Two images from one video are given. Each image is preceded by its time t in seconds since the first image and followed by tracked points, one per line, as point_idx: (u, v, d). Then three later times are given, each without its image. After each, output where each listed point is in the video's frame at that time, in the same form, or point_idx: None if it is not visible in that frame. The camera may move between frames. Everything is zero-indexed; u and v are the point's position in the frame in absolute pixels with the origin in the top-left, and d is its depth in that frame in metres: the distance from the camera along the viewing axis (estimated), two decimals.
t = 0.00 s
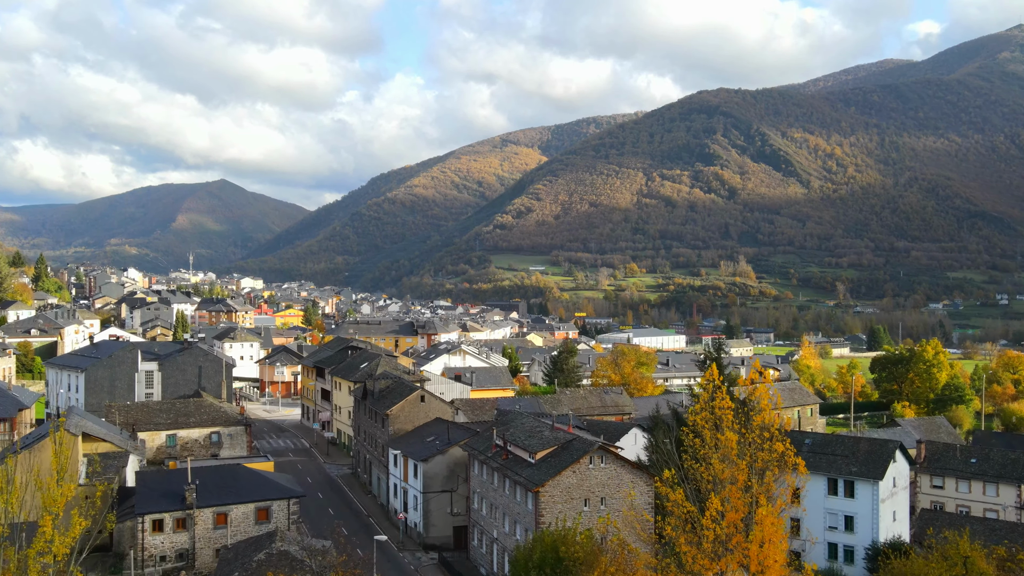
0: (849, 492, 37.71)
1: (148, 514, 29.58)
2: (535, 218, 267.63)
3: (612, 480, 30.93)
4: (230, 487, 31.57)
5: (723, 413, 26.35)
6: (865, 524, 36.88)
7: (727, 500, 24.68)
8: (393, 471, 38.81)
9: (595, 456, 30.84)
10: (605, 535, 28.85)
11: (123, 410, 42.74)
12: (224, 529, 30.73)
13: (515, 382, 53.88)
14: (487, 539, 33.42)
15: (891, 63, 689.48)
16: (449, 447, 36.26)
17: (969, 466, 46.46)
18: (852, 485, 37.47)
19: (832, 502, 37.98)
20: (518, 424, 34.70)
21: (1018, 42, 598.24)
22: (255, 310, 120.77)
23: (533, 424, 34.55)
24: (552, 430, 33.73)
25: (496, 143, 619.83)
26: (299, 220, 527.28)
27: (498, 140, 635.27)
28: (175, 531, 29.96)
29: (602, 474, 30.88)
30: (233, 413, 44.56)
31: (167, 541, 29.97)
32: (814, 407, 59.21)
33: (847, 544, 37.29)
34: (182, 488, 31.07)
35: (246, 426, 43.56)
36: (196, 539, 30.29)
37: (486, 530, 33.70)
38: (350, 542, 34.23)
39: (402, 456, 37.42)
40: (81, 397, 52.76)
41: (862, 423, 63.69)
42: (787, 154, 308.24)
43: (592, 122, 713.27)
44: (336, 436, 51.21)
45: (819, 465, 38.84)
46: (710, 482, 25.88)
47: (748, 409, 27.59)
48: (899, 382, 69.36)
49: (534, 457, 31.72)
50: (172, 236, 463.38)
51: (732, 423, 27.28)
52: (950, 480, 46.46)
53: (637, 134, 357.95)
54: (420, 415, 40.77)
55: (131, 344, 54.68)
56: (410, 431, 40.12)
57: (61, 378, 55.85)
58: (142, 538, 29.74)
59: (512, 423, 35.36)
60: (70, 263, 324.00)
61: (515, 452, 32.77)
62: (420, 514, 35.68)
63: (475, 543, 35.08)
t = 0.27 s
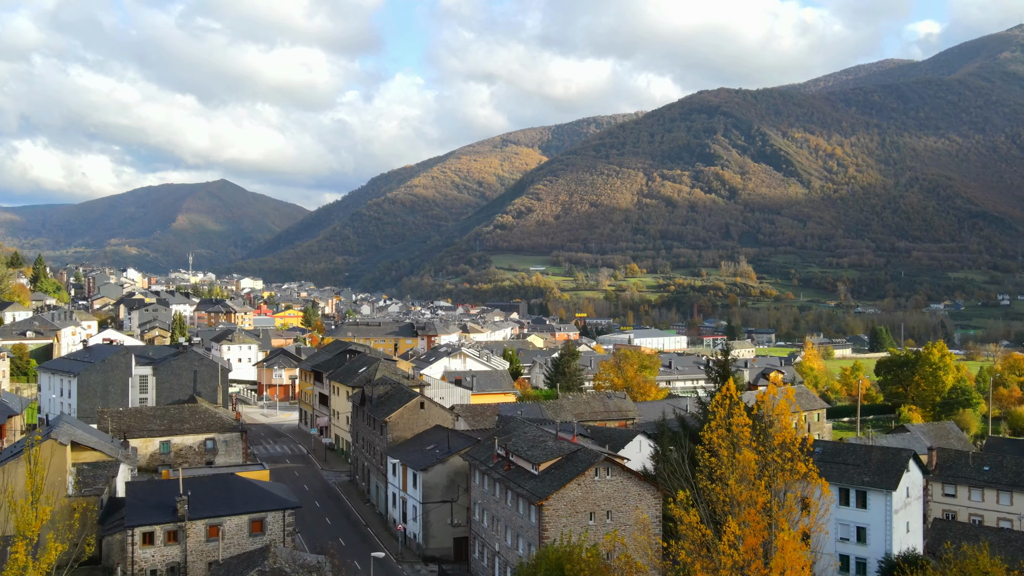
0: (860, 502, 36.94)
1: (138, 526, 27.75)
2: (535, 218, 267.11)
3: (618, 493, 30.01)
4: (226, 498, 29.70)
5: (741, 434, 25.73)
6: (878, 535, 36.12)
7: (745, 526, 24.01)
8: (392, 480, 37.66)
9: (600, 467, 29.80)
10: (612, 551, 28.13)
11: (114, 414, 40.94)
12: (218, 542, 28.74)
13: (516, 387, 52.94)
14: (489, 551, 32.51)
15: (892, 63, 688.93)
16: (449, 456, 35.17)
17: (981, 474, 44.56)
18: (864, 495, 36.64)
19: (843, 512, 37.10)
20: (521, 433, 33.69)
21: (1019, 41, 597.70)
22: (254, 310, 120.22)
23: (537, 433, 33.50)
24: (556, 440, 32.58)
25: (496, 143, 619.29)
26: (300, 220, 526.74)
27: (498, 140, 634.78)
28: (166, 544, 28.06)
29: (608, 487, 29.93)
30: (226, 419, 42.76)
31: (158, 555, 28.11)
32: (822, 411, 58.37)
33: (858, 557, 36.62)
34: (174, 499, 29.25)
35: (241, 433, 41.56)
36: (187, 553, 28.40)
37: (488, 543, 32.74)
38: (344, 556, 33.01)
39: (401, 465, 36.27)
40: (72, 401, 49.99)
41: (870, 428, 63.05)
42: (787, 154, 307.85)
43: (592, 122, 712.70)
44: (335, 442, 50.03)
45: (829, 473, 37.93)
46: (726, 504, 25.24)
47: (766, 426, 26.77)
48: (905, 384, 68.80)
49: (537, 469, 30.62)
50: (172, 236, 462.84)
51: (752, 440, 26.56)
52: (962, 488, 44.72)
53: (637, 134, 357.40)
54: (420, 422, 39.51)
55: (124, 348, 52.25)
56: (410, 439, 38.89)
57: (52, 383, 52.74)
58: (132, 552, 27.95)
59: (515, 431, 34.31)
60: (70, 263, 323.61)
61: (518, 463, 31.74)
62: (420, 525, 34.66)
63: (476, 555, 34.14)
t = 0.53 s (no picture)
0: (873, 513, 35.80)
1: (128, 539, 26.81)
2: (536, 218, 266.58)
3: (625, 507, 29.01)
4: (219, 510, 28.75)
5: (763, 457, 23.00)
6: (892, 548, 34.93)
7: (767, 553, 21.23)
8: (390, 490, 36.56)
9: (606, 481, 28.90)
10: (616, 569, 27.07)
11: (107, 420, 40.16)
12: (210, 556, 27.75)
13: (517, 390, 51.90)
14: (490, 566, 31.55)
15: (893, 63, 688.44)
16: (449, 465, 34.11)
17: (994, 483, 42.83)
18: (877, 506, 35.54)
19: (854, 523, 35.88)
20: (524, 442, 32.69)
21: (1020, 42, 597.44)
22: (253, 311, 119.90)
23: (539, 444, 32.41)
24: (560, 451, 31.54)
25: (496, 143, 618.94)
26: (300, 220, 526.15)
27: (498, 140, 634.46)
28: (156, 559, 27.03)
29: (615, 501, 28.98)
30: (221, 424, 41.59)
31: (148, 569, 27.10)
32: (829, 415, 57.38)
33: (871, 569, 35.50)
34: (165, 511, 28.32)
35: (238, 440, 40.65)
36: (179, 567, 27.39)
37: (490, 557, 31.77)
38: (339, 571, 31.90)
39: (400, 474, 35.20)
40: (65, 407, 48.68)
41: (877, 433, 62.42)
42: (788, 155, 307.51)
43: (593, 122, 712.28)
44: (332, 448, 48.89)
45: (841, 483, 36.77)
46: (748, 533, 22.53)
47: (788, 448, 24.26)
48: (911, 388, 68.07)
49: (540, 482, 29.68)
50: (172, 236, 462.38)
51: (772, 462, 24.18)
52: (975, 497, 42.94)
53: (638, 134, 356.83)
54: (419, 430, 38.23)
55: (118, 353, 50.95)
56: (409, 447, 37.60)
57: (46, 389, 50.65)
58: (121, 565, 26.96)
59: (516, 441, 33.14)
60: (71, 263, 323.57)
61: (521, 474, 30.78)
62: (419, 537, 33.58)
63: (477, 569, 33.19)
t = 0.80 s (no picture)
0: (889, 525, 34.67)
1: (117, 555, 25.95)
2: (536, 219, 266.17)
3: (633, 522, 27.39)
4: (210, 526, 27.90)
5: (786, 478, 22.48)
6: (906, 561, 33.72)
7: None
8: (390, 502, 35.32)
9: (614, 495, 27.31)
10: None
11: (99, 427, 38.92)
12: (201, 571, 27.17)
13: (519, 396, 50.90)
14: None
15: (894, 62, 687.37)
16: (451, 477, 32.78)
17: (1009, 491, 42.14)
18: (890, 516, 34.38)
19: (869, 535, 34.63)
20: (527, 453, 31.14)
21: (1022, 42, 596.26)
22: (253, 312, 119.78)
23: (543, 454, 30.91)
24: (565, 461, 29.89)
25: (496, 143, 618.47)
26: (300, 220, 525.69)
27: (499, 141, 634.07)
28: (145, 575, 26.26)
29: (623, 516, 27.43)
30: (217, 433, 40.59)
31: None
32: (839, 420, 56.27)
33: None
34: (157, 524, 27.49)
35: (233, 447, 39.44)
36: None
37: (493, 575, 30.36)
38: None
39: (400, 485, 33.91)
40: (58, 413, 47.59)
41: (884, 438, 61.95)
42: (789, 154, 307.40)
43: (594, 122, 711.55)
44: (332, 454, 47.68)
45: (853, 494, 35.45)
46: (770, 559, 21.94)
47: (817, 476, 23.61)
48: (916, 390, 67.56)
49: (545, 495, 28.07)
50: (172, 236, 461.89)
51: (797, 485, 23.51)
52: (988, 506, 42.29)
53: (639, 134, 356.52)
54: (419, 438, 37.01)
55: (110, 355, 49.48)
56: (408, 457, 36.39)
57: (41, 394, 49.10)
58: None
59: (519, 451, 31.87)
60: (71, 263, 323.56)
61: (524, 488, 29.21)
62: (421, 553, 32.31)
63: None
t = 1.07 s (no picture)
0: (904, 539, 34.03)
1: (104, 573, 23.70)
2: (537, 219, 265.73)
3: (641, 539, 25.91)
4: (205, 539, 25.79)
5: (813, 509, 21.89)
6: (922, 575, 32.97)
7: None
8: (388, 512, 33.99)
9: (621, 511, 25.75)
10: None
11: (91, 434, 38.11)
12: None
13: (520, 400, 50.15)
14: None
15: (895, 62, 687.66)
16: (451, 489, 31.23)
17: None
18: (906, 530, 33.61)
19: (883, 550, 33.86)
20: (531, 464, 29.64)
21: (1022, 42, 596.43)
22: (252, 312, 119.25)
23: (548, 466, 29.33)
24: (570, 474, 28.31)
25: (497, 143, 618.21)
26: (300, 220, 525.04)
27: (500, 141, 633.95)
28: None
29: (630, 533, 25.88)
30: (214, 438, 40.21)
31: None
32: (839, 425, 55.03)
33: None
34: (146, 538, 25.24)
35: (228, 455, 39.02)
36: None
37: None
38: None
39: (398, 497, 32.47)
40: (48, 419, 45.25)
41: (892, 442, 61.21)
42: (789, 155, 307.07)
43: (594, 122, 711.11)
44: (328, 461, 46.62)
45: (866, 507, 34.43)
46: None
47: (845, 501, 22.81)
48: (922, 394, 66.90)
49: (550, 510, 26.43)
50: (172, 236, 461.10)
51: (825, 511, 22.60)
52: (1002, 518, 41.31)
53: (639, 134, 356.02)
54: (419, 446, 35.53)
55: (102, 361, 47.40)
56: (407, 467, 34.91)
57: (30, 399, 47.17)
58: None
59: (522, 463, 30.34)
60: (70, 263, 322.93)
61: (528, 502, 27.53)
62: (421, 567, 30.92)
63: None
